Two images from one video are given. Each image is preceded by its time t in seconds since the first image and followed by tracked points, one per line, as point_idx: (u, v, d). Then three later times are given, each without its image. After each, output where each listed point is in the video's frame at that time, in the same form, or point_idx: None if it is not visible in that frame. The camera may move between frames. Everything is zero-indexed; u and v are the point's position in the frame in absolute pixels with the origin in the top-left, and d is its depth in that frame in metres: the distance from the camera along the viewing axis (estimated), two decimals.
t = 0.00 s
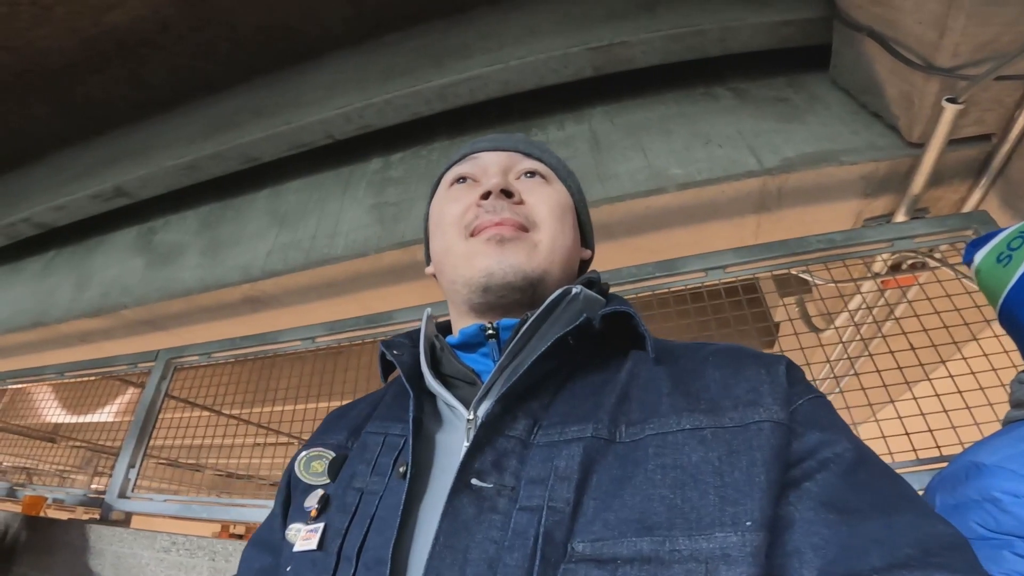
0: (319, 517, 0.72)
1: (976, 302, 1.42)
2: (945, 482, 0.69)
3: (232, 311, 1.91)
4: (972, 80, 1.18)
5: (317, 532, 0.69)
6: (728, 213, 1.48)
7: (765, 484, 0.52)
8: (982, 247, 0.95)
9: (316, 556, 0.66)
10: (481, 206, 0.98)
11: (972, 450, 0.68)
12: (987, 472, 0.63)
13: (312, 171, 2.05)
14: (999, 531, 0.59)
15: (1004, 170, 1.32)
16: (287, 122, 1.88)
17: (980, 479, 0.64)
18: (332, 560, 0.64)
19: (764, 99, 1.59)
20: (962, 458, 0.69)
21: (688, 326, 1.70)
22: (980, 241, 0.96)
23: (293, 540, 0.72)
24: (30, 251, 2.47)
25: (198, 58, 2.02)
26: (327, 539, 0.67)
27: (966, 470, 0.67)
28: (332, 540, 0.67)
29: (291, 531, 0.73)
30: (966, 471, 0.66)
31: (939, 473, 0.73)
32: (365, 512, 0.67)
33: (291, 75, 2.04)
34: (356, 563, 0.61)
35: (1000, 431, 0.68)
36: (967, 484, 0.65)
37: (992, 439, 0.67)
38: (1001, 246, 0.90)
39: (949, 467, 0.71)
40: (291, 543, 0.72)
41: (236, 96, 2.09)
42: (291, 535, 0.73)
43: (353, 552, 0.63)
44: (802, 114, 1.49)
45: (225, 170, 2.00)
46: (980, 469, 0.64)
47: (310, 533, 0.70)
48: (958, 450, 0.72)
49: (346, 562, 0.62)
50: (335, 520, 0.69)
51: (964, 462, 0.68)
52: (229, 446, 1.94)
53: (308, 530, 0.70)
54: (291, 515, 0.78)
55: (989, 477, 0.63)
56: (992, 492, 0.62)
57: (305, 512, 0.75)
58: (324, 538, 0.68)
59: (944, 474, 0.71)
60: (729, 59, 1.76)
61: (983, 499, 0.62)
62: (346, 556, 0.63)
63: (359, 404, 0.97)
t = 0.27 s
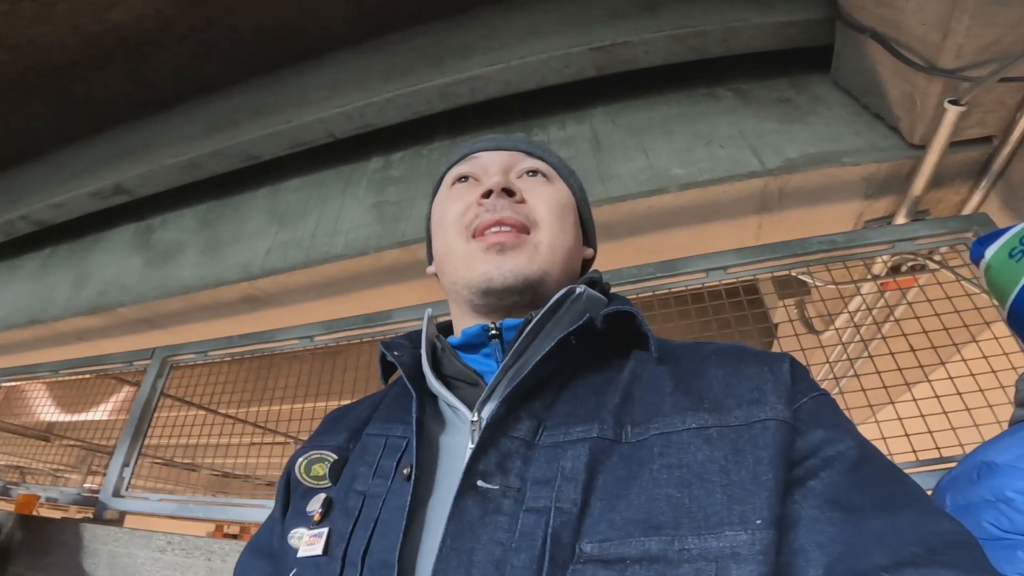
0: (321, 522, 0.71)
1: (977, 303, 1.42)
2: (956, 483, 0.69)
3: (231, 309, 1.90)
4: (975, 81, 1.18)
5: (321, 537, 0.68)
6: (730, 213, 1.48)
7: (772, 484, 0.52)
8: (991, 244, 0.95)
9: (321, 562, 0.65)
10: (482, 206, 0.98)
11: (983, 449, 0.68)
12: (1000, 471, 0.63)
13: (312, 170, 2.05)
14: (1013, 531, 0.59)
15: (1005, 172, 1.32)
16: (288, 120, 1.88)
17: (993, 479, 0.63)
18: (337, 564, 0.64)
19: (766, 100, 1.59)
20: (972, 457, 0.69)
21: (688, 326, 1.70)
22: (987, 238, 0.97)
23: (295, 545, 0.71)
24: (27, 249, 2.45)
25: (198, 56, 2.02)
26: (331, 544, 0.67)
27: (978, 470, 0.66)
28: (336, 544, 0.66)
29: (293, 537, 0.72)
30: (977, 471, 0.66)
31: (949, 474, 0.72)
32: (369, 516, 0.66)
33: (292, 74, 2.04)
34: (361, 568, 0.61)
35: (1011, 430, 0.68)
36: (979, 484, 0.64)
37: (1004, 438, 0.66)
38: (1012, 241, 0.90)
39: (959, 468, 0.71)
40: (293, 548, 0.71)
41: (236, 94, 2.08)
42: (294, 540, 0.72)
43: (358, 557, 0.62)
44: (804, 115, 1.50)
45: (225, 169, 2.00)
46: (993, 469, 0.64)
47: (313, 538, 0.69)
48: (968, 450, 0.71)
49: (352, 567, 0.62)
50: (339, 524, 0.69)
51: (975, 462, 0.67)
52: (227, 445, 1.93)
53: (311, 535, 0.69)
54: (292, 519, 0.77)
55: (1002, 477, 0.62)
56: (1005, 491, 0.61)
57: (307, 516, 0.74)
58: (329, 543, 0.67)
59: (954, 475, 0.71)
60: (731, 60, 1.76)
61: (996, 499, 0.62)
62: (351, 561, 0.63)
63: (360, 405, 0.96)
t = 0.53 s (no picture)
0: (321, 526, 0.70)
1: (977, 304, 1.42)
2: (963, 482, 0.69)
3: (229, 308, 1.89)
4: (976, 84, 1.18)
5: (322, 541, 0.67)
6: (730, 214, 1.48)
7: (777, 482, 0.51)
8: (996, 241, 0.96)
9: (322, 566, 0.65)
10: (482, 204, 0.98)
11: (991, 448, 0.68)
12: (1010, 471, 0.63)
13: (311, 169, 2.04)
14: None
15: (1005, 174, 1.33)
16: (288, 119, 1.87)
17: (1003, 479, 0.63)
18: (338, 568, 0.63)
19: (767, 101, 1.59)
20: (979, 456, 0.69)
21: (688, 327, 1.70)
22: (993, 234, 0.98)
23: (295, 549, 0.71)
24: (23, 246, 2.44)
25: (198, 54, 2.01)
26: (331, 548, 0.66)
27: (987, 469, 0.67)
28: (337, 548, 0.66)
29: (294, 541, 0.71)
30: (986, 470, 0.66)
31: (956, 473, 0.73)
32: (370, 519, 0.66)
33: (293, 72, 2.03)
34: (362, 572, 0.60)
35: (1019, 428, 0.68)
36: (989, 484, 0.64)
37: (1012, 435, 0.67)
38: (1021, 237, 0.90)
39: (966, 466, 0.71)
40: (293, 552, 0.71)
41: (237, 92, 2.08)
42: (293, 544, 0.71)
43: (358, 560, 0.62)
44: (805, 117, 1.50)
45: (224, 167, 1.99)
46: (1003, 468, 0.64)
47: (313, 542, 0.68)
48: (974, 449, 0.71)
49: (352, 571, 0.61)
50: (339, 527, 0.68)
51: (983, 461, 0.67)
52: (224, 444, 1.93)
53: (311, 539, 0.69)
54: (292, 523, 0.77)
55: (1013, 477, 0.62)
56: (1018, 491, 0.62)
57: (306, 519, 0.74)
58: (330, 547, 0.66)
59: (960, 474, 0.71)
60: (732, 61, 1.76)
61: (1009, 498, 0.62)
62: (351, 564, 0.62)
63: (358, 405, 0.96)
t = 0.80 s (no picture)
0: (314, 526, 0.70)
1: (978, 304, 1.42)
2: (968, 481, 0.69)
3: (230, 309, 1.90)
4: (976, 83, 1.17)
5: (314, 542, 0.68)
6: (731, 214, 1.48)
7: (771, 482, 0.51)
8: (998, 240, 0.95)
9: (315, 567, 0.65)
10: (477, 204, 0.98)
11: (996, 448, 0.68)
12: (1017, 470, 0.63)
13: (312, 170, 2.05)
14: None
15: (1006, 174, 1.32)
16: (288, 119, 1.88)
17: (1010, 478, 0.63)
18: (330, 569, 0.63)
19: (767, 101, 1.59)
20: (985, 457, 0.69)
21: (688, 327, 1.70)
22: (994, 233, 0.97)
23: (287, 549, 0.71)
24: (26, 247, 2.45)
25: (200, 55, 2.02)
26: (324, 549, 0.66)
27: (993, 469, 0.67)
28: (330, 549, 0.66)
29: (286, 541, 0.71)
30: (993, 469, 0.66)
31: (960, 472, 0.73)
32: (363, 519, 0.66)
33: (294, 73, 2.04)
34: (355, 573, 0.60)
35: None
36: (995, 483, 0.65)
37: (1019, 436, 0.67)
38: None
39: (971, 467, 0.71)
40: (285, 551, 0.71)
41: (238, 93, 2.08)
42: (285, 543, 0.72)
43: (351, 561, 0.62)
44: (805, 117, 1.50)
45: (225, 168, 2.00)
46: (1010, 467, 0.64)
47: (306, 543, 0.68)
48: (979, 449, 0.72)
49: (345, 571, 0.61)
50: (331, 528, 0.68)
51: (989, 460, 0.68)
52: (225, 445, 1.93)
53: (303, 540, 0.69)
54: (286, 523, 0.77)
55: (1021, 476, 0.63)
56: None
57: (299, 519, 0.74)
58: (322, 548, 0.67)
59: (964, 474, 0.71)
60: (732, 61, 1.76)
61: (1015, 498, 0.62)
62: (344, 564, 0.62)
63: (354, 405, 0.96)
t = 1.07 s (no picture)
0: (312, 525, 0.71)
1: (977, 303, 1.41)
2: (964, 481, 0.69)
3: (229, 310, 1.90)
4: (974, 81, 1.18)
5: (312, 540, 0.68)
6: (730, 214, 1.48)
7: (767, 483, 0.51)
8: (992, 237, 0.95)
9: (312, 566, 0.65)
10: (478, 205, 0.98)
11: (991, 447, 0.68)
12: (1013, 469, 0.63)
13: (310, 171, 2.05)
14: None
15: (1004, 172, 1.32)
16: (287, 121, 1.88)
17: (1006, 477, 0.63)
18: (327, 567, 0.63)
19: (765, 101, 1.59)
20: (980, 456, 0.69)
21: (687, 327, 1.70)
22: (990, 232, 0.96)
23: (284, 548, 0.71)
24: (25, 250, 2.45)
25: (198, 57, 2.02)
26: (321, 547, 0.66)
27: (988, 469, 0.67)
28: (327, 548, 0.66)
29: (284, 540, 0.71)
30: (988, 468, 0.66)
31: (955, 472, 0.73)
32: (360, 519, 0.66)
33: (292, 75, 2.04)
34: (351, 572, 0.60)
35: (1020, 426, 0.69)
36: (991, 482, 0.64)
37: (1014, 435, 0.67)
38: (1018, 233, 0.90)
39: (967, 466, 0.71)
40: (283, 550, 0.71)
41: (236, 95, 2.08)
42: (283, 542, 0.72)
43: (348, 560, 0.62)
44: (803, 116, 1.49)
45: (224, 170, 2.00)
46: (1005, 466, 0.64)
47: (303, 541, 0.69)
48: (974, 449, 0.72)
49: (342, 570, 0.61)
50: (329, 526, 0.68)
51: (984, 459, 0.68)
52: (225, 447, 1.93)
53: (301, 538, 0.69)
54: (284, 522, 0.77)
55: (1016, 475, 0.63)
56: (1019, 490, 0.61)
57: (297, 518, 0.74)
58: (320, 547, 0.67)
59: (960, 473, 0.71)
60: (730, 61, 1.76)
61: (1011, 497, 0.62)
62: (341, 563, 0.62)
63: (351, 406, 0.95)
